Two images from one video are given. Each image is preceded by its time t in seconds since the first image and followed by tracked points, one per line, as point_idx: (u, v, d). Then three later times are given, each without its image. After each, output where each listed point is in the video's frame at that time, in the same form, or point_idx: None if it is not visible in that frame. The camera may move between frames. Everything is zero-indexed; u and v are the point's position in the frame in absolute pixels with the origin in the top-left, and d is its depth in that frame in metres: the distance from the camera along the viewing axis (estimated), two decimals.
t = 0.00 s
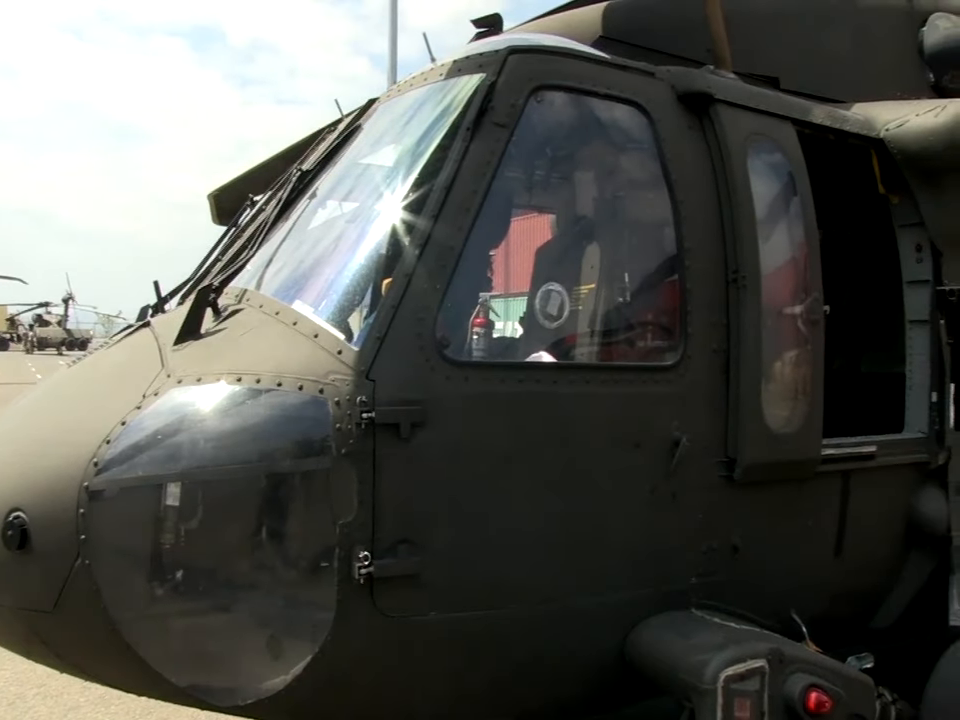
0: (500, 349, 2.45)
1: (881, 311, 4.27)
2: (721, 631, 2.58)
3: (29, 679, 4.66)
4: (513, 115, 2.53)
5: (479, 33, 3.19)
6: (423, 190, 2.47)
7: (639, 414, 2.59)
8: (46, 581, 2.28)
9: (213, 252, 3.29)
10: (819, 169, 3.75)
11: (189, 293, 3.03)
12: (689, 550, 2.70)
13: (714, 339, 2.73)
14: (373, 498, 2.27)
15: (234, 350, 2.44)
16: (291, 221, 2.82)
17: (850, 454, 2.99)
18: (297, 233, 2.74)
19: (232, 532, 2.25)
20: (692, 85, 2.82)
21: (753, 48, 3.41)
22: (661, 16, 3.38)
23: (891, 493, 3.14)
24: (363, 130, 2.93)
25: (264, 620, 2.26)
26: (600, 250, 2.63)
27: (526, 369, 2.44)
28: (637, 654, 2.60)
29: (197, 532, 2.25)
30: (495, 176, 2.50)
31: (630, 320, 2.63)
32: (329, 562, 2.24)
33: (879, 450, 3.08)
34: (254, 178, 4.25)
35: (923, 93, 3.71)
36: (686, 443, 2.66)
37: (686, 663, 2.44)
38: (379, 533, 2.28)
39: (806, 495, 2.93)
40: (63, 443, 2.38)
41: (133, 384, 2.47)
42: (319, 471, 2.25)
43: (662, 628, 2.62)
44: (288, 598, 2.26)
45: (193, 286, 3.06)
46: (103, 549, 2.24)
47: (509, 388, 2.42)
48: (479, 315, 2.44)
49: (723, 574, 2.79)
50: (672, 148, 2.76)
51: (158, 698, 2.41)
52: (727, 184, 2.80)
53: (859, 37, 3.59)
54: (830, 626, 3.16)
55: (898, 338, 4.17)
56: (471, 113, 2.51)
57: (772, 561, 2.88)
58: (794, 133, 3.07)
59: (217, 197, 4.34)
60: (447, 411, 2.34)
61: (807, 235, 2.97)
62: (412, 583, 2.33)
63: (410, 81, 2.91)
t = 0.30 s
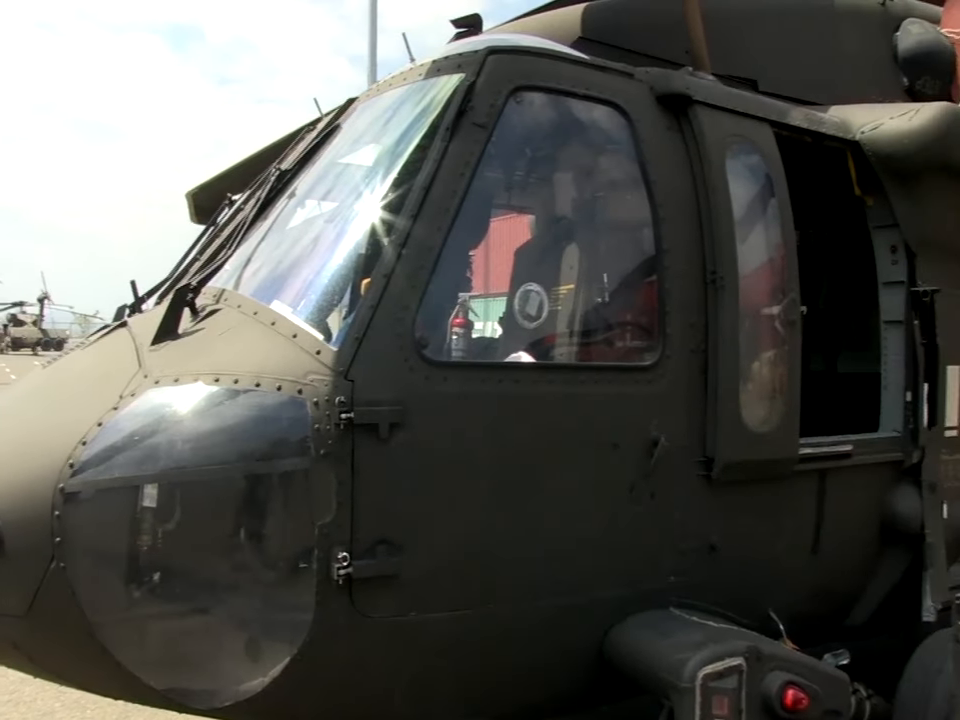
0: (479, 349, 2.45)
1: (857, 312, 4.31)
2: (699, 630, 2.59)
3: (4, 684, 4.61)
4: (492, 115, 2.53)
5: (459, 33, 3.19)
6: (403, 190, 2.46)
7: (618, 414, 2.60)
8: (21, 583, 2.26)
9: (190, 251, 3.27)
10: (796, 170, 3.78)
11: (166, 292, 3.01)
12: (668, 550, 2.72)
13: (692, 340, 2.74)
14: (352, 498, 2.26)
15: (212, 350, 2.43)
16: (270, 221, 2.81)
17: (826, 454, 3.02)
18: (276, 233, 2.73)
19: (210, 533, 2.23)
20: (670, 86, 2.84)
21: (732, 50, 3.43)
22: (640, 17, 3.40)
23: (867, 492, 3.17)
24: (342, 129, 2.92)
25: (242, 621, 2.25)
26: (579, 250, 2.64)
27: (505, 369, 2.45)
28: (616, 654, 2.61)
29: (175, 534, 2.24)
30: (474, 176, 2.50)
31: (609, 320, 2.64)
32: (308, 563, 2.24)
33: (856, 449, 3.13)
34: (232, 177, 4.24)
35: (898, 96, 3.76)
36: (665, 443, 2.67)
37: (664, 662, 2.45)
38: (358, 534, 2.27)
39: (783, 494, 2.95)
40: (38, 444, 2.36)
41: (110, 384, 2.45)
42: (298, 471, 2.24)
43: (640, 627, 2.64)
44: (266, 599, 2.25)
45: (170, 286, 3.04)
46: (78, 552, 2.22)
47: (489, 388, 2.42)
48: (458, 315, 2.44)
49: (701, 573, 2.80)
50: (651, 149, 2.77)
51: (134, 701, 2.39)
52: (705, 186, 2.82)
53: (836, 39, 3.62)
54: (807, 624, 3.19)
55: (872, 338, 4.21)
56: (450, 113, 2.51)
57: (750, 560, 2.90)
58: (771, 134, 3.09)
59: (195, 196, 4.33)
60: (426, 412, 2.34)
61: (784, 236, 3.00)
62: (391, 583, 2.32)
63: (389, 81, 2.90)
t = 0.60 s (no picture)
0: (456, 349, 2.45)
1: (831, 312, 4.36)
2: (675, 628, 2.61)
3: None
4: (470, 115, 2.53)
5: (436, 33, 3.19)
6: (379, 190, 2.46)
7: (594, 414, 2.60)
8: None
9: (166, 251, 3.24)
10: (772, 172, 3.81)
11: (141, 292, 2.98)
12: (644, 549, 2.73)
13: (669, 339, 2.75)
14: (329, 499, 2.25)
15: (188, 350, 2.42)
16: (246, 220, 2.80)
17: (800, 452, 3.05)
18: (252, 233, 2.71)
19: (185, 535, 2.22)
20: (646, 87, 2.85)
21: (707, 52, 3.45)
22: (617, 18, 3.41)
23: (841, 491, 3.20)
24: (319, 129, 2.91)
25: (217, 623, 2.24)
26: (556, 251, 2.64)
27: (482, 369, 2.45)
28: (592, 653, 2.62)
29: (150, 535, 2.22)
30: (451, 176, 2.49)
31: (586, 320, 2.64)
32: (284, 564, 2.22)
33: (830, 448, 3.15)
34: (208, 177, 4.21)
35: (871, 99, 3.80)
36: (641, 443, 2.68)
37: (641, 660, 2.46)
38: (334, 535, 2.26)
39: (759, 493, 2.97)
40: (10, 446, 2.33)
41: (83, 385, 2.43)
42: (274, 472, 2.23)
43: (617, 626, 2.65)
44: (242, 601, 2.24)
45: (145, 285, 3.02)
46: (51, 555, 2.20)
47: (465, 388, 2.42)
48: (435, 315, 2.44)
49: (677, 572, 2.81)
50: (627, 149, 2.78)
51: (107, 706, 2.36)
52: (681, 187, 2.83)
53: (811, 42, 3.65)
54: (783, 622, 3.21)
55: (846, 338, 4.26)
56: (427, 113, 2.51)
57: (725, 558, 2.92)
58: (747, 136, 3.11)
59: (170, 195, 4.30)
60: (403, 412, 2.33)
61: (760, 237, 3.02)
62: (368, 584, 2.32)
63: (366, 81, 2.90)
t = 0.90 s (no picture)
0: (432, 349, 2.44)
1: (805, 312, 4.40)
2: (650, 627, 2.62)
3: None
4: (445, 115, 2.53)
5: (412, 33, 3.18)
6: (355, 190, 2.45)
7: (570, 414, 2.61)
8: None
9: (140, 250, 3.22)
10: (747, 173, 3.84)
11: (114, 292, 2.96)
12: (620, 548, 2.74)
13: (644, 339, 2.76)
14: (304, 500, 2.24)
15: (163, 351, 2.40)
16: (221, 220, 2.78)
17: (774, 451, 3.07)
18: (227, 232, 2.70)
19: (160, 536, 2.20)
20: (622, 88, 2.86)
21: (682, 54, 3.47)
22: (593, 20, 3.43)
23: (814, 490, 3.23)
24: (294, 128, 2.90)
25: (192, 625, 2.22)
26: (532, 251, 2.64)
27: (457, 369, 2.45)
28: (569, 652, 2.63)
29: (123, 537, 2.20)
30: (426, 177, 2.49)
31: (561, 321, 2.65)
32: (259, 565, 2.21)
33: (804, 448, 3.18)
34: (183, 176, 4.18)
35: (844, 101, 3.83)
36: (617, 443, 2.69)
37: (617, 659, 2.47)
38: (310, 535, 2.25)
39: (733, 492, 2.99)
40: None
41: (56, 385, 2.40)
42: (249, 472, 2.21)
43: (593, 625, 2.66)
44: (217, 603, 2.22)
45: (118, 285, 2.99)
46: (21, 558, 2.16)
47: (441, 387, 2.42)
48: (411, 315, 2.43)
49: (653, 571, 2.83)
50: (603, 150, 2.79)
51: (80, 710, 2.34)
52: (656, 187, 2.84)
53: (785, 44, 3.68)
54: (758, 620, 3.24)
55: (820, 338, 4.30)
56: (403, 113, 2.50)
57: (701, 557, 2.93)
58: (722, 137, 3.13)
59: (144, 194, 4.27)
60: (379, 412, 2.33)
61: (735, 238, 3.04)
62: (343, 585, 2.31)
63: (342, 80, 2.89)
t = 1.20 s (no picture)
0: (409, 349, 2.44)
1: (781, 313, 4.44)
2: (627, 626, 2.63)
3: None
4: (422, 114, 2.53)
5: (389, 32, 3.18)
6: (331, 189, 2.44)
7: (546, 414, 2.61)
8: None
9: (114, 249, 3.19)
10: (723, 175, 3.87)
11: (88, 291, 2.93)
12: (596, 547, 2.75)
13: (621, 339, 2.77)
14: (279, 500, 2.23)
15: (137, 351, 2.39)
16: (196, 219, 2.76)
17: (750, 451, 3.09)
18: (202, 231, 2.68)
19: (134, 538, 2.18)
20: (599, 89, 2.86)
21: (659, 56, 3.49)
22: (570, 21, 3.43)
23: (789, 488, 3.25)
24: (270, 127, 2.89)
25: (167, 626, 2.21)
26: (508, 251, 2.64)
27: (434, 369, 2.45)
28: (546, 652, 2.63)
29: (97, 539, 2.18)
30: (402, 176, 2.49)
31: (538, 321, 2.65)
32: (235, 567, 2.20)
33: (779, 447, 3.20)
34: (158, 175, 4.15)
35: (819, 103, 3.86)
36: (593, 442, 2.70)
37: (594, 658, 2.47)
38: (286, 536, 2.24)
39: (709, 491, 3.01)
40: None
41: (29, 387, 2.39)
42: (224, 472, 2.20)
43: (570, 624, 2.66)
44: (192, 604, 2.21)
45: (92, 284, 2.97)
46: None
47: (417, 387, 2.41)
48: (388, 315, 2.43)
49: (629, 570, 2.84)
50: (579, 150, 2.80)
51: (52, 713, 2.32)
52: (632, 187, 2.85)
53: (760, 46, 3.70)
54: (734, 618, 3.26)
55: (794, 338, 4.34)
56: (380, 112, 2.49)
57: (677, 556, 2.95)
58: (697, 138, 3.15)
59: (119, 192, 4.23)
60: (355, 412, 2.32)
61: (710, 239, 3.05)
62: (319, 586, 2.30)
63: (318, 79, 2.88)
